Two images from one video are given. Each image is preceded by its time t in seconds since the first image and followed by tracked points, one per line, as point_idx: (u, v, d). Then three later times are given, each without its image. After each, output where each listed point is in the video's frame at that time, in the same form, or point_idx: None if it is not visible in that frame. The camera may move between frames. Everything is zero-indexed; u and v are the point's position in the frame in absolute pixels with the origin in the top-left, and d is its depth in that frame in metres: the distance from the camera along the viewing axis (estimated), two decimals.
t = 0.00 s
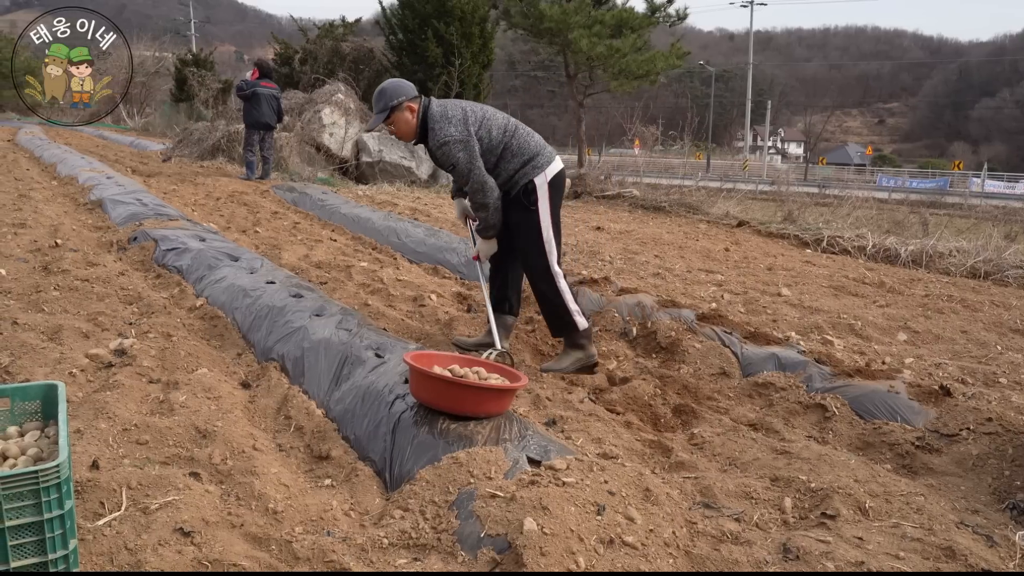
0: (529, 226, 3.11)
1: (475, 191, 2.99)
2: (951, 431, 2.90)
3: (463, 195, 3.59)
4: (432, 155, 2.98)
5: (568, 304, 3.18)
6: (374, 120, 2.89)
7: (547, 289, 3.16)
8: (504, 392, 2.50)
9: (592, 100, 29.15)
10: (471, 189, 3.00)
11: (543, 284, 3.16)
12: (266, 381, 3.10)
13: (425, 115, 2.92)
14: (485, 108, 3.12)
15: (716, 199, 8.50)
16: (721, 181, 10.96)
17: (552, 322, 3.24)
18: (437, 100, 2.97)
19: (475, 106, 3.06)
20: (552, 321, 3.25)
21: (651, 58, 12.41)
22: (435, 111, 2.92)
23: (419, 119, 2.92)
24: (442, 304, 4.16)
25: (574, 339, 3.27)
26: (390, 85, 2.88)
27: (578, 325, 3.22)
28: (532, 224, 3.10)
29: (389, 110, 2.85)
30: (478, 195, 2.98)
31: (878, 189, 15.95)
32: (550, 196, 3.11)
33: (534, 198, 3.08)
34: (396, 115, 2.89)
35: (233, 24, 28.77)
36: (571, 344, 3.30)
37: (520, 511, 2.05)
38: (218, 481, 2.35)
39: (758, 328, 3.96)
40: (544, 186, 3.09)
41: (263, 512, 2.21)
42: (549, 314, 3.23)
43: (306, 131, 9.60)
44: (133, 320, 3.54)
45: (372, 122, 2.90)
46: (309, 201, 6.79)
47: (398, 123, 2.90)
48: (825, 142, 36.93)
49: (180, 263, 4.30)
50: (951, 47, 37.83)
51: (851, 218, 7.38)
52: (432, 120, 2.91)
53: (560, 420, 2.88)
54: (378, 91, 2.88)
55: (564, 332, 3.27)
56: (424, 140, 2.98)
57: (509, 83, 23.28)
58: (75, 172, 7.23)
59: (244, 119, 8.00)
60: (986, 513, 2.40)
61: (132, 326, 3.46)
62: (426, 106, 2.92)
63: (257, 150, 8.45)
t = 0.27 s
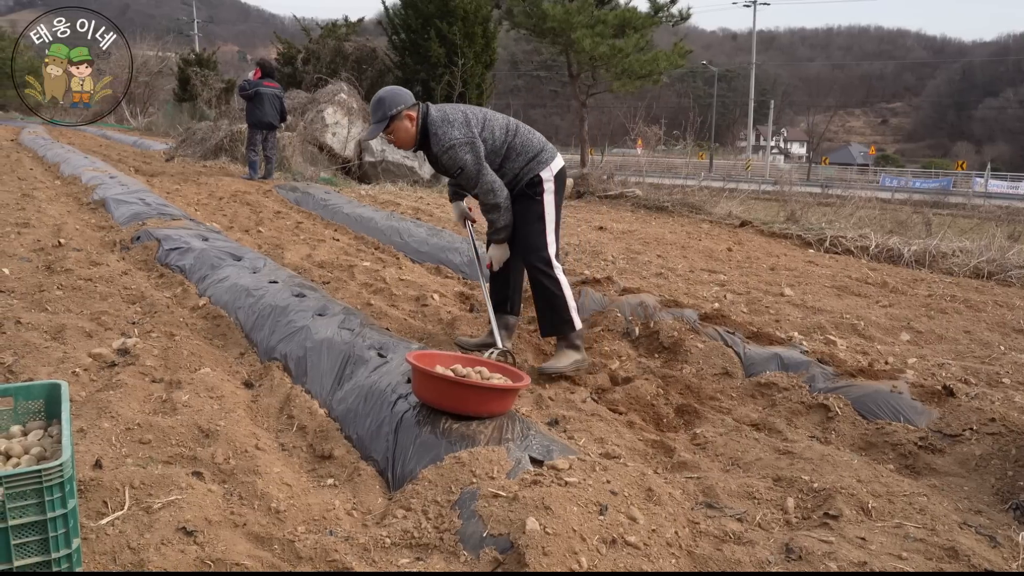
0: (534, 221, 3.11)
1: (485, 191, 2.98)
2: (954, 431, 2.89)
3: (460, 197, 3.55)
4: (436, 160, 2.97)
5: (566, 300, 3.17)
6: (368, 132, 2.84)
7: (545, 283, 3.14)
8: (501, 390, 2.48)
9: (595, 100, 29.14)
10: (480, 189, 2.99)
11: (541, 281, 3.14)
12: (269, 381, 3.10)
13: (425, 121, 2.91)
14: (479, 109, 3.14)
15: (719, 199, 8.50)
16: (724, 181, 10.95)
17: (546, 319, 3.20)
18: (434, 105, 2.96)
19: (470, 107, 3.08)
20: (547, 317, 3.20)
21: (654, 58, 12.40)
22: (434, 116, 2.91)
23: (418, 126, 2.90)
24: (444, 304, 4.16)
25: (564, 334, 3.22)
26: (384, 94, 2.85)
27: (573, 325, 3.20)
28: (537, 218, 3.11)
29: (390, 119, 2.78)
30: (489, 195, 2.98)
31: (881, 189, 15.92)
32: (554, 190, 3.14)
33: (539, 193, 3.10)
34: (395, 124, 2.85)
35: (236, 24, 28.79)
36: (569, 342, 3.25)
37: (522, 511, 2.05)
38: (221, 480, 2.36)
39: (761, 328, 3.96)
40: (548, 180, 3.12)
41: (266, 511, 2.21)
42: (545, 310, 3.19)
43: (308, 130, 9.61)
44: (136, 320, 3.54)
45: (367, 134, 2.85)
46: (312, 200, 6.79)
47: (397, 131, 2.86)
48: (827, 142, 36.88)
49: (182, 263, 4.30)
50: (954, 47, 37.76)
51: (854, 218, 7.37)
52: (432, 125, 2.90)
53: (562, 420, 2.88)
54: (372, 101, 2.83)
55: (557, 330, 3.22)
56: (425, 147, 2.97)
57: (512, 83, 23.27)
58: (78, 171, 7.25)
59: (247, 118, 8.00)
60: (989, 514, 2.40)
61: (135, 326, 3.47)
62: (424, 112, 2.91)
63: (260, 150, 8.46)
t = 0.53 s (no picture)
0: (545, 227, 3.06)
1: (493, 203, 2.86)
2: (956, 432, 2.89)
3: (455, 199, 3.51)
4: (446, 170, 2.89)
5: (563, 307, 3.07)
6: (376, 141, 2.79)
7: (546, 290, 3.05)
8: (503, 390, 2.48)
9: (597, 100, 29.15)
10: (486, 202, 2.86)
11: (545, 288, 3.05)
12: (271, 380, 3.10)
13: (435, 129, 2.84)
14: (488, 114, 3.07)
15: (721, 199, 8.49)
16: (726, 181, 10.94)
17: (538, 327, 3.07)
18: (443, 112, 2.89)
19: (479, 112, 3.01)
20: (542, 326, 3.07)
21: (655, 58, 12.39)
22: (444, 125, 2.84)
23: (427, 135, 2.84)
24: (446, 304, 4.15)
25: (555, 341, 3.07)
26: (392, 102, 2.79)
27: (565, 335, 3.08)
28: (548, 224, 3.07)
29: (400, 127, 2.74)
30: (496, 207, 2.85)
31: (883, 189, 15.90)
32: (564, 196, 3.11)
33: (550, 199, 3.06)
34: (403, 132, 2.79)
35: (238, 24, 28.79)
36: (558, 352, 3.11)
37: (523, 511, 2.05)
38: (222, 480, 2.36)
39: (762, 328, 3.96)
40: (559, 187, 3.09)
41: (267, 511, 2.21)
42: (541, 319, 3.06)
43: (310, 130, 9.61)
44: (137, 320, 3.55)
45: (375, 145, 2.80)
46: (313, 200, 6.79)
47: (406, 139, 2.81)
48: (829, 142, 36.86)
49: (184, 263, 4.31)
50: (956, 46, 37.71)
51: (856, 218, 7.37)
52: (443, 133, 2.83)
53: (564, 420, 2.88)
54: (381, 109, 2.79)
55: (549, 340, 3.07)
56: (435, 156, 2.90)
57: (513, 82, 23.26)
58: (80, 171, 7.26)
59: (248, 118, 8.00)
60: (991, 514, 2.39)
61: (137, 325, 3.47)
62: (434, 120, 2.84)
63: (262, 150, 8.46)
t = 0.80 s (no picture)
0: (563, 237, 2.95)
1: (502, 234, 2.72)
2: (957, 432, 2.89)
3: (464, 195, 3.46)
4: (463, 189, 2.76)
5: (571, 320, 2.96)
6: (396, 157, 2.63)
7: (556, 300, 2.92)
8: (503, 389, 2.46)
9: (598, 100, 29.17)
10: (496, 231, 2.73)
11: (554, 299, 2.93)
12: (272, 380, 3.11)
13: (457, 147, 2.69)
14: (511, 124, 2.92)
15: (722, 199, 8.48)
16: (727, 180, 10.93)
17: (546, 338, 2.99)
18: (466, 127, 2.73)
19: (501, 124, 2.85)
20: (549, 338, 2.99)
21: (656, 57, 12.39)
22: (466, 143, 2.69)
23: (448, 152, 2.69)
24: (447, 304, 4.15)
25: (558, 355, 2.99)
26: (413, 115, 2.62)
27: (570, 350, 3.00)
28: (569, 233, 2.96)
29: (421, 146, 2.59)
30: (508, 238, 2.73)
31: (885, 189, 15.89)
32: (587, 206, 3.02)
33: (572, 209, 2.96)
34: (426, 149, 2.64)
35: (239, 24, 28.78)
36: (563, 369, 3.01)
37: (524, 511, 2.05)
38: (224, 480, 2.36)
39: (763, 328, 3.95)
40: (581, 197, 2.99)
41: (268, 511, 2.21)
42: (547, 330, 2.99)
43: (311, 130, 9.62)
44: (139, 319, 3.55)
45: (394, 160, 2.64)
46: (314, 200, 6.79)
47: (428, 156, 2.65)
48: (831, 142, 36.84)
49: (185, 263, 4.31)
50: (958, 46, 37.67)
51: (857, 218, 7.36)
52: (464, 152, 2.68)
53: (565, 420, 2.88)
54: (401, 122, 2.61)
55: (554, 354, 2.99)
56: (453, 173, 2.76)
57: (514, 83, 23.26)
58: (82, 171, 7.27)
59: (249, 118, 8.01)
60: (992, 514, 2.39)
61: (138, 325, 3.48)
62: (457, 137, 2.69)
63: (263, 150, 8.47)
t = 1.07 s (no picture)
0: (576, 241, 2.86)
1: (516, 257, 2.64)
2: (959, 432, 2.89)
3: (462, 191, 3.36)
4: (483, 209, 2.65)
5: (575, 322, 2.87)
6: (423, 174, 2.44)
7: (560, 301, 2.82)
8: (503, 388, 2.46)
9: (599, 100, 29.18)
10: (512, 254, 2.64)
11: (560, 302, 2.82)
12: (273, 380, 3.11)
13: (482, 166, 2.56)
14: (530, 136, 2.80)
15: (723, 199, 8.48)
16: (728, 180, 10.92)
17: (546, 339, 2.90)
18: (490, 144, 2.61)
19: (522, 138, 2.74)
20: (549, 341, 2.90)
21: (658, 58, 12.39)
22: (489, 162, 2.56)
23: (472, 170, 2.56)
24: (447, 304, 4.15)
25: (560, 357, 2.91)
26: (443, 132, 2.45)
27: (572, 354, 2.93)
28: (582, 236, 2.87)
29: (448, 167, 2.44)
30: (523, 261, 2.65)
31: (886, 190, 15.88)
32: (602, 210, 2.95)
33: (588, 214, 2.89)
34: (453, 168, 2.48)
35: (240, 24, 28.78)
36: (563, 371, 2.97)
37: (525, 511, 2.05)
38: (224, 479, 2.36)
39: (764, 328, 3.95)
40: (598, 201, 2.93)
41: (269, 511, 2.21)
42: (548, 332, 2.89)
43: (312, 130, 9.62)
44: (140, 319, 3.55)
45: (421, 179, 2.44)
46: (316, 200, 6.79)
47: (455, 175, 2.50)
48: (832, 143, 36.83)
49: (186, 263, 4.31)
50: (959, 46, 37.64)
51: (858, 218, 7.36)
52: (488, 172, 2.56)
53: (566, 420, 2.88)
54: (429, 139, 2.44)
55: (556, 357, 2.92)
56: (474, 192, 2.64)
57: (515, 83, 23.27)
58: (83, 170, 7.29)
59: (250, 118, 8.02)
60: (993, 515, 2.39)
61: (139, 325, 3.48)
62: (483, 155, 2.56)
63: (264, 150, 8.47)
